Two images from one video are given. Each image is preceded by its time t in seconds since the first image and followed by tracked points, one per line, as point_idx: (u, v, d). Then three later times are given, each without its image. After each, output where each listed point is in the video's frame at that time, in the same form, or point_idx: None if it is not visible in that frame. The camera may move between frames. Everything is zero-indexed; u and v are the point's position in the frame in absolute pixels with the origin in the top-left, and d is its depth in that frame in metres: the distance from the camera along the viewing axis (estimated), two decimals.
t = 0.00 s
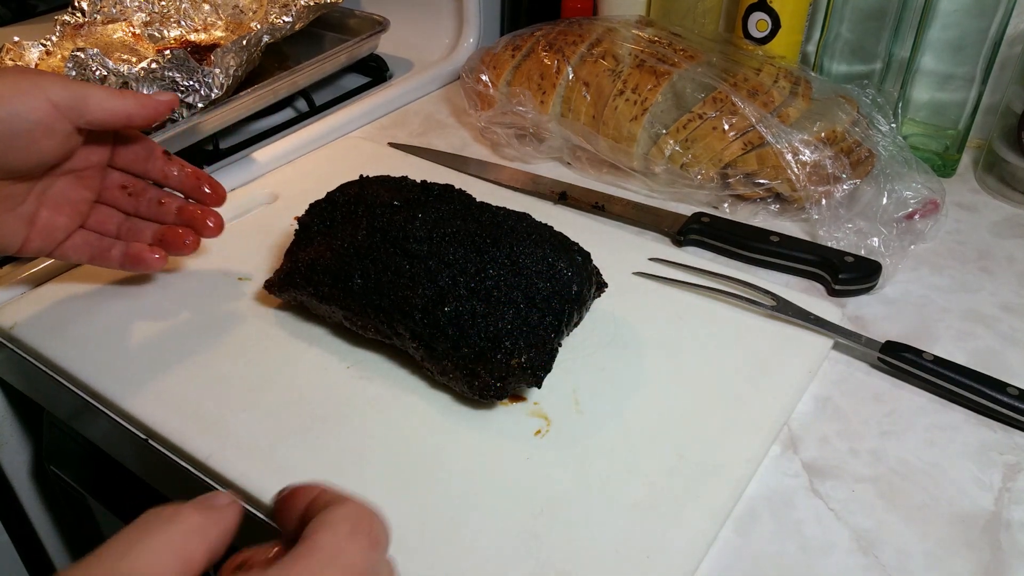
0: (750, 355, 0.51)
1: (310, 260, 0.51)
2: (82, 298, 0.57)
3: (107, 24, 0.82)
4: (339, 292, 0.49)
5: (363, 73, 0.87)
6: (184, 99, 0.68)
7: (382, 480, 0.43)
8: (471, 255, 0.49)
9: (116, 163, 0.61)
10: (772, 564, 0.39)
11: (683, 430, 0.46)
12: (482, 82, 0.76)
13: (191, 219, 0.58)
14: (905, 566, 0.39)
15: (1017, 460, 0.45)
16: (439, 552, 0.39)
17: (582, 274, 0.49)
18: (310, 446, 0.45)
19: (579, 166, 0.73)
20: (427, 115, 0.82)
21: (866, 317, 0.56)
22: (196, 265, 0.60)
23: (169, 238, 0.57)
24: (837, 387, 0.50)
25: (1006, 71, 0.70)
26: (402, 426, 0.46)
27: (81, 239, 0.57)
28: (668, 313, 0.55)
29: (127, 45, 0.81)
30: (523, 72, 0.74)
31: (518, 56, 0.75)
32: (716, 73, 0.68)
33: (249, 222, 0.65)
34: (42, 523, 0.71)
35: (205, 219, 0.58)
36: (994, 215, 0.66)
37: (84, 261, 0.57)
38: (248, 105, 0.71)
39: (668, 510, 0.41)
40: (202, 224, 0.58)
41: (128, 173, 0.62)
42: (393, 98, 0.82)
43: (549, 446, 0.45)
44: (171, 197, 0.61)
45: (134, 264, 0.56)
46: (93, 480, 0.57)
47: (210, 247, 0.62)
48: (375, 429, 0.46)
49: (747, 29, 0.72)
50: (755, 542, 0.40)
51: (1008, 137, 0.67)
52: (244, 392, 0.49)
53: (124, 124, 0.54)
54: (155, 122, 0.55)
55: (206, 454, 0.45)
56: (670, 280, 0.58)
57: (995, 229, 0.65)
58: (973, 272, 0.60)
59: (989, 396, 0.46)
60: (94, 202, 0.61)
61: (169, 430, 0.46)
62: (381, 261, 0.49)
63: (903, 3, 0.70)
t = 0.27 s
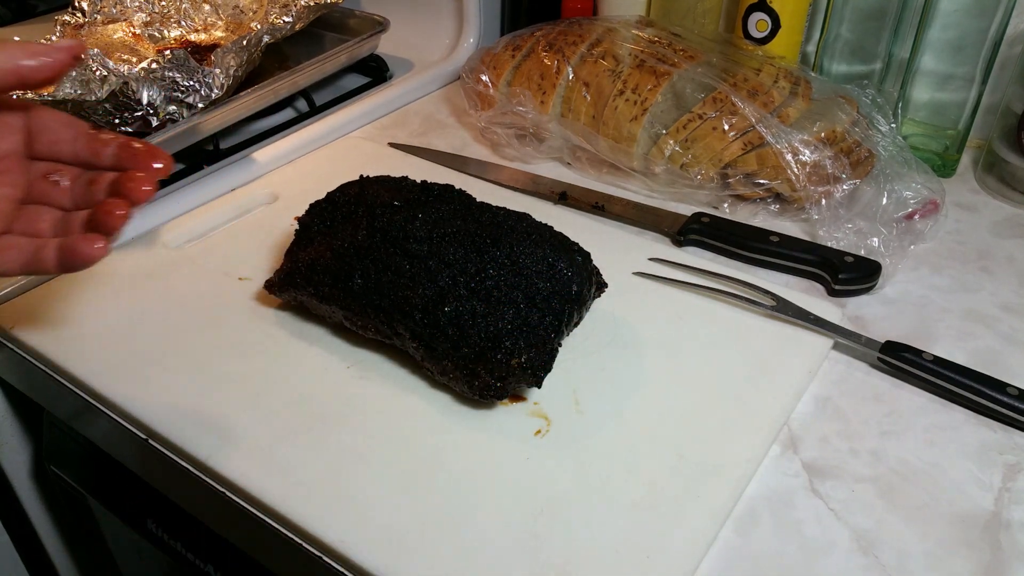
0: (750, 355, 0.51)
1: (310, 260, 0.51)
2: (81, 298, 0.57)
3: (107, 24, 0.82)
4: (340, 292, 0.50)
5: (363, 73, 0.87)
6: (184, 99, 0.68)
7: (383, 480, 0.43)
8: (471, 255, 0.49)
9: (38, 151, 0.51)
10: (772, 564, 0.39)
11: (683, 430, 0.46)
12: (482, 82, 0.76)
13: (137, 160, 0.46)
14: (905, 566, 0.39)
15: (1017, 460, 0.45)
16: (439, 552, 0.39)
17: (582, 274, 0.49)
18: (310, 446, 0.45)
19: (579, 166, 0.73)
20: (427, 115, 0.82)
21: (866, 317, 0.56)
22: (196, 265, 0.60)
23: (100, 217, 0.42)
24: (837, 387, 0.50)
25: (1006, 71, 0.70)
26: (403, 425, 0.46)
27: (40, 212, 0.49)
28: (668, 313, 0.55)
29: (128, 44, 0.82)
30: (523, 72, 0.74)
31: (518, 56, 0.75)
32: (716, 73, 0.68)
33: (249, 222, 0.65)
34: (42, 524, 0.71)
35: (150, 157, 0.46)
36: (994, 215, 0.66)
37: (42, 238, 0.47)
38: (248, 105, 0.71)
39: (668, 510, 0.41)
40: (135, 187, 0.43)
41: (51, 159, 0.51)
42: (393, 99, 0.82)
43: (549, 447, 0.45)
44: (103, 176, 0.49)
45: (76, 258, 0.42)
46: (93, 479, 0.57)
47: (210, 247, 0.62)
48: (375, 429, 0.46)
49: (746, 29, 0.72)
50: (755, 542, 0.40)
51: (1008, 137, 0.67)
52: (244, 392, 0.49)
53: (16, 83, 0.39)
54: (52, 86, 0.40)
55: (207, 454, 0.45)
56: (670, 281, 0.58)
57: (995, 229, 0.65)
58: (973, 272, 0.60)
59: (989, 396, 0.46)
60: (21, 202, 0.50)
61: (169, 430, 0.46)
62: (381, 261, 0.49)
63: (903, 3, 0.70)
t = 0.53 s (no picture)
0: (749, 355, 0.51)
1: (310, 260, 0.51)
2: (80, 297, 0.57)
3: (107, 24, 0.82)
4: (339, 292, 0.50)
5: (363, 73, 0.87)
6: (183, 99, 0.68)
7: (382, 480, 0.43)
8: (471, 255, 0.49)
9: None
10: (772, 564, 0.39)
11: (683, 430, 0.46)
12: (482, 82, 0.76)
13: None
14: (904, 566, 0.39)
15: (1017, 460, 0.45)
16: (439, 552, 0.39)
17: (582, 274, 0.49)
18: (310, 446, 0.45)
19: (579, 166, 0.73)
20: (427, 115, 0.82)
21: (865, 317, 0.56)
22: (196, 265, 0.60)
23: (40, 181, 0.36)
24: (836, 387, 0.50)
25: (1005, 71, 0.70)
26: (402, 425, 0.46)
27: None
28: (668, 313, 0.55)
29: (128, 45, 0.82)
30: (523, 72, 0.74)
31: (518, 56, 0.75)
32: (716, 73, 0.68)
33: (249, 222, 0.65)
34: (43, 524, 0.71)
35: None
36: (993, 215, 0.66)
37: None
38: (248, 105, 0.71)
39: (667, 510, 0.41)
40: None
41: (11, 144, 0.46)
42: (393, 99, 0.82)
43: (549, 447, 0.45)
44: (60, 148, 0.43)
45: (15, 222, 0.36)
46: (93, 480, 0.57)
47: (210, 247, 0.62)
48: (375, 429, 0.46)
49: (746, 29, 0.72)
50: (755, 542, 0.40)
51: (1007, 137, 0.67)
52: (244, 392, 0.49)
53: None
54: None
55: (206, 454, 0.45)
56: (669, 280, 0.58)
57: (995, 229, 0.65)
58: (973, 272, 0.60)
59: (989, 396, 0.46)
60: None
61: (169, 430, 0.46)
62: (381, 260, 0.49)
63: (903, 3, 0.70)
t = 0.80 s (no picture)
0: (749, 355, 0.51)
1: (310, 260, 0.51)
2: (81, 297, 0.57)
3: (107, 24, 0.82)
4: (339, 292, 0.50)
5: (363, 74, 0.87)
6: (183, 99, 0.68)
7: (382, 480, 0.43)
8: (470, 255, 0.49)
9: None
10: (771, 564, 0.39)
11: (682, 429, 0.46)
12: (482, 82, 0.76)
13: None
14: (904, 566, 0.39)
15: (1016, 460, 0.45)
16: (438, 552, 0.39)
17: (581, 274, 0.49)
18: (310, 446, 0.45)
19: (578, 166, 0.73)
20: (427, 115, 0.82)
21: (865, 317, 0.56)
22: (196, 265, 0.60)
23: None
24: (836, 387, 0.50)
25: (1005, 71, 0.70)
26: (402, 425, 0.46)
27: None
28: (668, 313, 0.55)
29: (128, 45, 0.82)
30: (522, 72, 0.74)
31: (518, 56, 0.75)
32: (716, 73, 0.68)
33: (249, 222, 0.65)
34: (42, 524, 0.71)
35: None
36: (993, 215, 0.66)
37: None
38: (248, 105, 0.72)
39: (667, 509, 0.41)
40: None
41: None
42: (392, 99, 0.82)
43: (549, 447, 0.45)
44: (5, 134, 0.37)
45: None
46: (93, 480, 0.57)
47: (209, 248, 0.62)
48: (375, 429, 0.46)
49: (746, 29, 0.72)
50: (755, 542, 0.40)
51: (1007, 137, 0.67)
52: (243, 392, 0.49)
53: None
54: None
55: (206, 454, 0.45)
56: (669, 281, 0.58)
57: (994, 229, 0.65)
58: (972, 272, 0.60)
59: (989, 396, 0.46)
60: None
61: (169, 430, 0.46)
62: (381, 260, 0.50)
63: (902, 3, 0.70)
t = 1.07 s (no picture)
0: (748, 355, 0.51)
1: (310, 260, 0.51)
2: (81, 298, 0.57)
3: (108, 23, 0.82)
4: (339, 291, 0.50)
5: (363, 74, 0.87)
6: (183, 100, 0.68)
7: (381, 480, 0.43)
8: (470, 255, 0.49)
9: None
10: (771, 563, 0.39)
11: (682, 429, 0.46)
12: (481, 82, 0.76)
13: None
14: (903, 566, 0.39)
15: (1016, 460, 0.45)
16: (438, 552, 0.39)
17: (581, 274, 0.49)
18: (310, 446, 0.45)
19: (578, 166, 0.73)
20: (427, 115, 0.82)
21: (865, 317, 0.56)
22: (195, 265, 0.60)
23: None
24: (836, 386, 0.50)
25: (1005, 71, 0.70)
26: (402, 425, 0.46)
27: None
28: (668, 313, 0.55)
29: (128, 45, 0.82)
30: (522, 72, 0.74)
31: (517, 56, 0.75)
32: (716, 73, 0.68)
33: (249, 222, 0.65)
34: (42, 524, 0.71)
35: None
36: (993, 215, 0.66)
37: None
38: (247, 105, 0.72)
39: (666, 509, 0.41)
40: None
41: None
42: (392, 99, 0.82)
43: (549, 447, 0.45)
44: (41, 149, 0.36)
45: None
46: (93, 480, 0.57)
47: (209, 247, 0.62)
48: (374, 429, 0.46)
49: (746, 29, 0.72)
50: (754, 541, 0.40)
51: (1007, 136, 0.67)
52: (243, 392, 0.49)
53: None
54: None
55: (206, 453, 0.45)
56: (669, 280, 0.58)
57: (994, 229, 0.65)
58: (972, 272, 0.60)
59: (989, 396, 0.46)
60: None
61: (169, 430, 0.46)
62: (381, 260, 0.49)
63: (902, 3, 0.70)
